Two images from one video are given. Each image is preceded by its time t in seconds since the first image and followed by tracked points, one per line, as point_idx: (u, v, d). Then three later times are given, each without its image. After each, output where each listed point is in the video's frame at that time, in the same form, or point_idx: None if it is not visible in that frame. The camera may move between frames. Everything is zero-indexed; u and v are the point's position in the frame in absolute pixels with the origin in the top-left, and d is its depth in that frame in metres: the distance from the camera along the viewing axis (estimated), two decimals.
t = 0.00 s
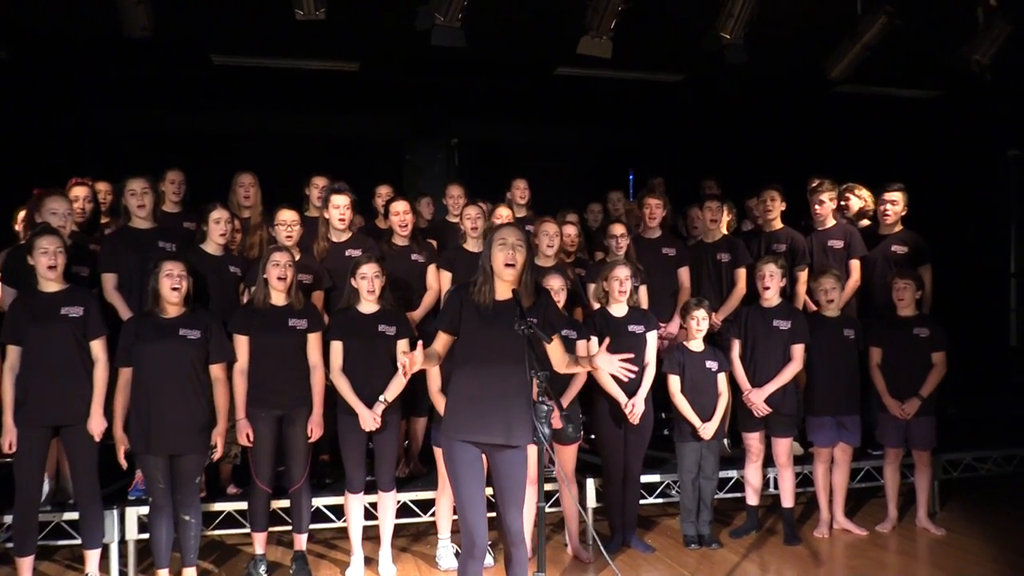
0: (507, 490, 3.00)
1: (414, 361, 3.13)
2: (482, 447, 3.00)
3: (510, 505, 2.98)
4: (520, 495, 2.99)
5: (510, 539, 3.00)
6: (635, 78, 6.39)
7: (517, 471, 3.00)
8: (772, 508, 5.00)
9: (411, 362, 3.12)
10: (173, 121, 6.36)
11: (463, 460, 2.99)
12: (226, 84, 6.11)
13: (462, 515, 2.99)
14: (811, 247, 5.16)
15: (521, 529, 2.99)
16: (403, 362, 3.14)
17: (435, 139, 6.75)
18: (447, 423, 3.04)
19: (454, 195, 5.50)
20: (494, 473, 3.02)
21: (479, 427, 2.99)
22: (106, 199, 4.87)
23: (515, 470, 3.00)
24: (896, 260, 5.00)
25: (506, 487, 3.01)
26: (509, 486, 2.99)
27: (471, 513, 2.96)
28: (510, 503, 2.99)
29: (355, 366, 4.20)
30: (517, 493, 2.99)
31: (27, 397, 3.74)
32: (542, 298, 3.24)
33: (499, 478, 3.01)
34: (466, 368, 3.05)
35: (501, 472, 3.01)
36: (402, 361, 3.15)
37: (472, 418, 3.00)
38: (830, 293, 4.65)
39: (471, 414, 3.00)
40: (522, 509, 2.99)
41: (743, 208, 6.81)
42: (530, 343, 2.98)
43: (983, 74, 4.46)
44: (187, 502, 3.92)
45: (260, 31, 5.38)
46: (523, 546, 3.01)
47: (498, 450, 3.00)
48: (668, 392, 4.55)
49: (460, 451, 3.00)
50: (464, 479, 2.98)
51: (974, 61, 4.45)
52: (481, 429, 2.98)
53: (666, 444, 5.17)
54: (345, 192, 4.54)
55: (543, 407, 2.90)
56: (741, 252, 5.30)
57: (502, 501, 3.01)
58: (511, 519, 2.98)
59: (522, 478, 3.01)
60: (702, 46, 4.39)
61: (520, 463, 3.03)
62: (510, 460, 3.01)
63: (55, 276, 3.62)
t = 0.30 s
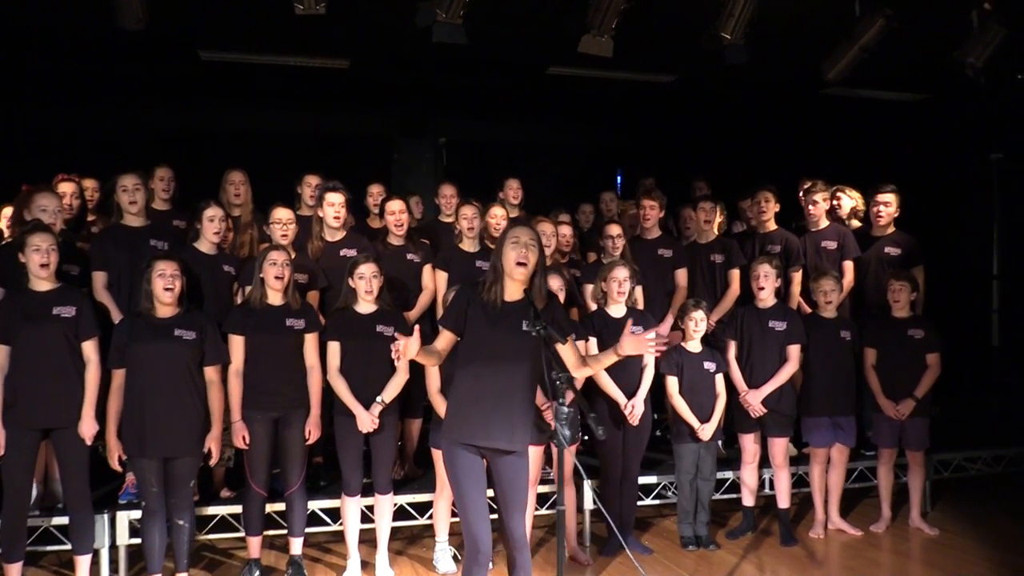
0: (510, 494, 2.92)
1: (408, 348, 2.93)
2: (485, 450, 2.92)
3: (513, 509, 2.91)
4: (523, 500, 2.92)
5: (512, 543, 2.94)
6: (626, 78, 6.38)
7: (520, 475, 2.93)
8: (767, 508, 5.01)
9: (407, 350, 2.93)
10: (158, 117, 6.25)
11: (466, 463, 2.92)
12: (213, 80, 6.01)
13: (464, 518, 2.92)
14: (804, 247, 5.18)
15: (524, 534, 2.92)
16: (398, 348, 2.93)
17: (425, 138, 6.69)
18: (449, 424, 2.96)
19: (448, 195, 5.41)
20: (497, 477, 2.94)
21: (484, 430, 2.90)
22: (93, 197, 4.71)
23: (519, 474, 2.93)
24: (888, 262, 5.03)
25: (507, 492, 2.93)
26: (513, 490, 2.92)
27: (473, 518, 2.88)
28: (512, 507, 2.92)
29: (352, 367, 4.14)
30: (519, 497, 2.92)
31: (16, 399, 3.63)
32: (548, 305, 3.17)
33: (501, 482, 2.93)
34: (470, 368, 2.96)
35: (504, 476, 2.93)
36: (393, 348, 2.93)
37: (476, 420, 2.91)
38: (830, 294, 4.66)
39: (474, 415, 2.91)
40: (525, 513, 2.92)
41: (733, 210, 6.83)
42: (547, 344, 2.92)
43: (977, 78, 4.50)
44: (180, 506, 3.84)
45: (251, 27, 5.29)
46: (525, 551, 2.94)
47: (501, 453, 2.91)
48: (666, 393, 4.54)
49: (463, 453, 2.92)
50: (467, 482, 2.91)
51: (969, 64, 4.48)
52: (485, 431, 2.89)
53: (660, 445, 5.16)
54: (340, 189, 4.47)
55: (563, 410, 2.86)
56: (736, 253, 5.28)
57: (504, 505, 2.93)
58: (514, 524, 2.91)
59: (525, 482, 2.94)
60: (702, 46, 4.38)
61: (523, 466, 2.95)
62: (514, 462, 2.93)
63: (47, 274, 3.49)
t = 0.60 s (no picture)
0: (514, 500, 2.83)
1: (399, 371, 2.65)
2: (490, 454, 2.82)
3: (517, 516, 2.82)
4: (528, 506, 2.83)
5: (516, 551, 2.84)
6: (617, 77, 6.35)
7: (524, 480, 2.85)
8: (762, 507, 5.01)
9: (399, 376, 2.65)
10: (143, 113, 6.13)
11: (470, 467, 2.81)
12: (200, 76, 5.90)
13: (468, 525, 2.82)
14: (799, 246, 5.20)
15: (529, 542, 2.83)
16: (391, 373, 2.65)
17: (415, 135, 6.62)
18: (452, 426, 2.86)
19: (440, 191, 5.28)
20: (500, 482, 2.85)
21: (490, 433, 2.81)
22: (79, 194, 4.54)
23: (523, 480, 2.85)
24: (882, 261, 5.05)
25: (512, 498, 2.84)
26: (517, 496, 2.83)
27: (478, 525, 2.78)
28: (516, 514, 2.83)
29: (350, 367, 4.08)
30: (524, 503, 2.83)
31: (6, 402, 3.53)
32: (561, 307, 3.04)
33: (506, 487, 2.84)
34: (475, 369, 2.86)
35: (508, 481, 2.84)
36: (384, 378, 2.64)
37: (480, 423, 2.82)
38: (828, 293, 4.68)
39: (480, 418, 2.82)
40: (530, 520, 2.83)
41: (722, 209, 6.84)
42: (563, 345, 2.87)
43: (972, 78, 4.54)
44: (175, 510, 3.74)
45: (240, 22, 5.20)
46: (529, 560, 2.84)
47: (506, 458, 2.82)
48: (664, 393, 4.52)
49: (467, 456, 2.82)
50: (471, 487, 2.80)
51: (963, 65, 4.50)
52: (492, 435, 2.80)
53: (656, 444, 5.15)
54: (335, 186, 4.39)
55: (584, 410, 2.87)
56: (729, 252, 5.28)
57: (508, 511, 2.84)
58: (518, 530, 2.83)
59: (530, 487, 2.85)
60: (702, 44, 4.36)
61: (528, 471, 2.87)
62: (519, 467, 2.85)
63: (41, 272, 3.49)
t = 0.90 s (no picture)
0: (515, 504, 2.78)
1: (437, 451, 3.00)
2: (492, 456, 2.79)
3: (518, 522, 2.76)
4: (530, 513, 2.77)
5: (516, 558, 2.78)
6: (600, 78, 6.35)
7: (527, 486, 2.79)
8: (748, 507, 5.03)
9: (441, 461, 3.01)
10: (118, 109, 5.98)
11: (471, 468, 2.78)
12: (178, 71, 5.77)
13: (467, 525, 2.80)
14: (784, 247, 5.24)
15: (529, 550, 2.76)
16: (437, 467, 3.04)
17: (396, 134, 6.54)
18: (457, 427, 2.82)
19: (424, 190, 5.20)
20: (502, 485, 2.81)
21: (494, 434, 2.77)
22: (56, 191, 4.39)
23: (526, 483, 2.80)
24: (865, 262, 5.10)
25: (516, 501, 2.79)
26: (518, 500, 2.78)
27: (475, 524, 2.77)
28: (517, 519, 2.77)
29: (339, 368, 4.01)
30: (525, 509, 2.77)
31: None
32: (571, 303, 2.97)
33: (508, 489, 2.80)
34: (483, 371, 2.81)
35: (510, 484, 2.80)
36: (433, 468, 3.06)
37: (484, 423, 2.78)
38: (815, 295, 4.73)
39: (485, 419, 2.78)
40: (531, 527, 2.76)
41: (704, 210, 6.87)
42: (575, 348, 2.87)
43: (956, 81, 4.60)
44: (159, 517, 3.64)
45: (221, 16, 5.09)
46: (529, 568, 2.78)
47: (510, 460, 2.79)
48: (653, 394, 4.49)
49: (471, 458, 2.79)
50: (470, 487, 2.77)
51: (948, 69, 4.55)
52: (494, 437, 2.76)
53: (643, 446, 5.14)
54: (323, 184, 4.32)
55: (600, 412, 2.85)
56: (715, 253, 5.25)
57: (509, 515, 2.79)
58: (517, 537, 2.77)
59: (533, 493, 2.79)
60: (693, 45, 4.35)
61: (532, 476, 2.83)
62: (522, 471, 2.80)
63: (23, 269, 3.46)
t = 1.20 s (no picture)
0: (525, 501, 2.74)
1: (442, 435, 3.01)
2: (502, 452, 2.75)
3: (529, 519, 2.72)
4: (541, 509, 2.74)
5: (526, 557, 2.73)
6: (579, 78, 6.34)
7: (537, 481, 2.77)
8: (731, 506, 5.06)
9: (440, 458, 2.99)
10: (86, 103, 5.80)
11: (481, 464, 2.74)
12: (150, 65, 5.63)
13: (475, 523, 2.73)
14: (765, 247, 5.25)
15: (540, 547, 2.72)
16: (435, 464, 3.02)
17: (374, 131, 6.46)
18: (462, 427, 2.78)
19: (405, 188, 5.05)
20: (512, 481, 2.78)
21: (502, 430, 2.74)
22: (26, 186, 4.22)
23: (535, 480, 2.77)
24: (845, 263, 5.14)
25: (526, 498, 2.75)
26: (528, 496, 2.75)
27: (485, 522, 2.70)
28: (527, 517, 2.73)
29: (325, 369, 3.92)
30: (536, 505, 2.74)
31: None
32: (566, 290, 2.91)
33: (519, 487, 2.76)
34: (486, 369, 2.78)
35: (520, 480, 2.77)
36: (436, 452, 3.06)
37: (494, 418, 2.74)
38: (800, 295, 4.80)
39: (491, 418, 2.74)
40: (542, 524, 2.73)
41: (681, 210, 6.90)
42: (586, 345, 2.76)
43: (936, 84, 4.68)
44: (141, 523, 3.52)
45: (199, 9, 4.97)
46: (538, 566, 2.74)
47: (518, 455, 2.76)
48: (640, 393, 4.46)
49: (478, 458, 2.75)
50: (480, 484, 2.72)
51: (930, 72, 4.61)
52: (505, 431, 2.74)
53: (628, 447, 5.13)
54: (307, 181, 4.22)
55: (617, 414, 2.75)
56: (696, 253, 5.23)
57: (519, 512, 2.75)
58: (528, 534, 2.72)
59: (542, 489, 2.77)
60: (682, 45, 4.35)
61: (540, 471, 2.79)
62: (532, 466, 2.78)
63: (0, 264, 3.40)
